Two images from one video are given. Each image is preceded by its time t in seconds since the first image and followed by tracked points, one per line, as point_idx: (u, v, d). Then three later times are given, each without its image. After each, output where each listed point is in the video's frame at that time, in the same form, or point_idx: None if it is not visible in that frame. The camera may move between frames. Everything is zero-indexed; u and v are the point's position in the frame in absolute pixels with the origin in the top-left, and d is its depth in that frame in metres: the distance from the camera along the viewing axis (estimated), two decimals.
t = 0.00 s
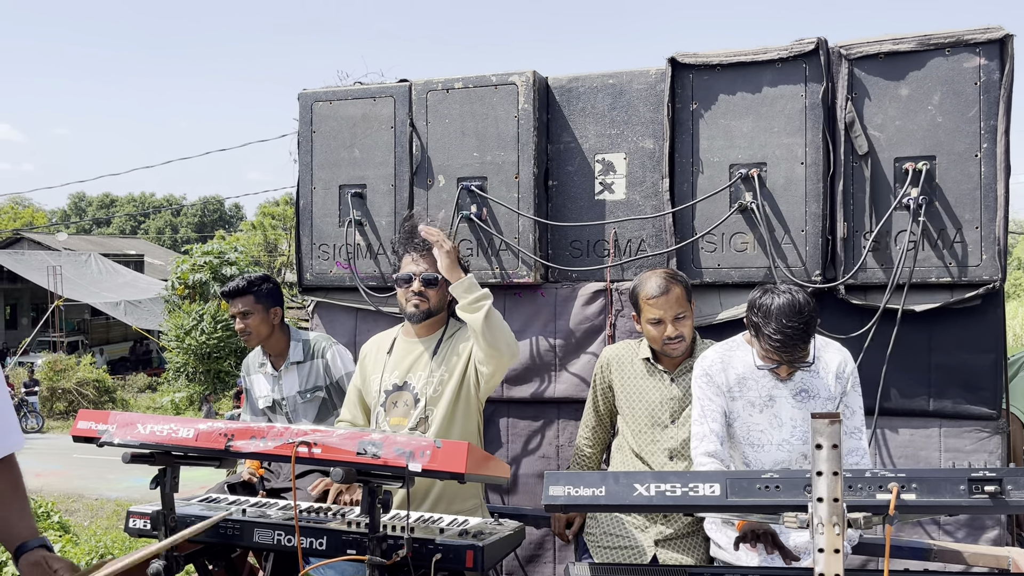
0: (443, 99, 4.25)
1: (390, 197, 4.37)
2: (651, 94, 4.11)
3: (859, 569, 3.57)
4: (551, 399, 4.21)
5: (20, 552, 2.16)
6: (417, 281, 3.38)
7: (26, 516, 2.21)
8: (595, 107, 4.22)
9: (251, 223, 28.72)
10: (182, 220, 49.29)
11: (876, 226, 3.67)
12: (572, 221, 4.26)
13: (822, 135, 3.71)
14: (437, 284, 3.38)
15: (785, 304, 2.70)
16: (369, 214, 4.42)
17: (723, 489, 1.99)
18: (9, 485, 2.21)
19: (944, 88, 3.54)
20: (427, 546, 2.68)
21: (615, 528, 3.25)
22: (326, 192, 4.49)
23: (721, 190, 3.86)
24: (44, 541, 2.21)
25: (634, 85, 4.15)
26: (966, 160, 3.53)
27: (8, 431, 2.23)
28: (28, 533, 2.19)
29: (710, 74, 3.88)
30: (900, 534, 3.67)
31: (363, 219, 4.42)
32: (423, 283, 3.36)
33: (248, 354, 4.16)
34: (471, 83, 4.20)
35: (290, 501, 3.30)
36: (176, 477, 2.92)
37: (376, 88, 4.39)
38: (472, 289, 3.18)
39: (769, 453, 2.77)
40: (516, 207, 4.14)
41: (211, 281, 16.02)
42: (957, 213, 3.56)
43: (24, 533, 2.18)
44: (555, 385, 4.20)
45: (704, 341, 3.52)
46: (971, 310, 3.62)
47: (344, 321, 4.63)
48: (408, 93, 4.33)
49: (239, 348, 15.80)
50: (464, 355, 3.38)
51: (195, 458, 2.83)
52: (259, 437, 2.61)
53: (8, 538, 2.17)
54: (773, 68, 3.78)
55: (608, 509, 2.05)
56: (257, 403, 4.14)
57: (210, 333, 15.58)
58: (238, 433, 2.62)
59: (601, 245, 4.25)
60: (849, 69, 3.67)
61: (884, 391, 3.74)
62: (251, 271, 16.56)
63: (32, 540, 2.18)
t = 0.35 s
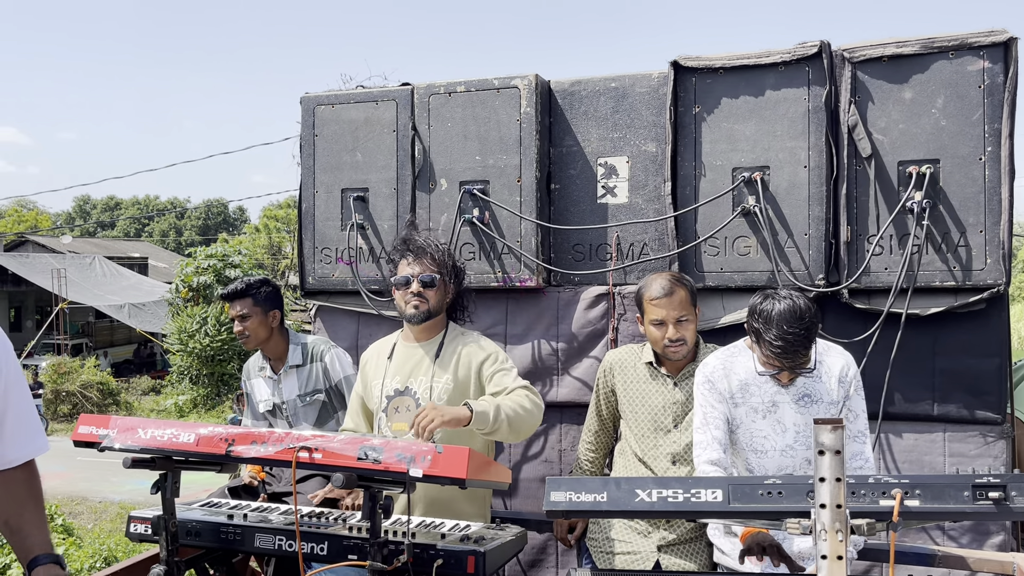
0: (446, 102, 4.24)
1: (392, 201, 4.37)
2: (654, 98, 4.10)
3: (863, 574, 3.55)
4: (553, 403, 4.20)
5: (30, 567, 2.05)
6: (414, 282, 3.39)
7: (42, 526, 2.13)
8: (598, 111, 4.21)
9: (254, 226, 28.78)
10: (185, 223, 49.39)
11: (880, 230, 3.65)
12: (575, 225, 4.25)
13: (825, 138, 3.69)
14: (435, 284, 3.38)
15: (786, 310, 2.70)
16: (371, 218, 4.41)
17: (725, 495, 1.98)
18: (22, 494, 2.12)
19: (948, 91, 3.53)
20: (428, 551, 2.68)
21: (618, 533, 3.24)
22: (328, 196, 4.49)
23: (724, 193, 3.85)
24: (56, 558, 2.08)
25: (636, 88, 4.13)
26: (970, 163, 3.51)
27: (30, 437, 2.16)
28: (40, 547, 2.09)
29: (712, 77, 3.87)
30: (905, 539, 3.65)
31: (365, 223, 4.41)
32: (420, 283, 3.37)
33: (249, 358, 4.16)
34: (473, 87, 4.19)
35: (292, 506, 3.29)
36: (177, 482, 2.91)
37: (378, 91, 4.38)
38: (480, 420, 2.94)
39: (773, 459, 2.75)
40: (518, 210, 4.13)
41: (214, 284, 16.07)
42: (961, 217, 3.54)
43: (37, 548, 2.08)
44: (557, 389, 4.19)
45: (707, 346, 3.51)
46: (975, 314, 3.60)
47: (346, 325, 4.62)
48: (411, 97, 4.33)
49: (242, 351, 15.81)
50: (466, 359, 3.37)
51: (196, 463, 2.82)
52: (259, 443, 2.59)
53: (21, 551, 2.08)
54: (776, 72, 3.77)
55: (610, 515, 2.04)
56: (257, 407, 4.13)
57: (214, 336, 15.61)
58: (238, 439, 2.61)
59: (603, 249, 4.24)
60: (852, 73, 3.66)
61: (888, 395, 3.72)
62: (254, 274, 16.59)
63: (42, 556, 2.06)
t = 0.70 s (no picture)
0: (454, 103, 4.25)
1: (401, 201, 4.37)
2: (663, 97, 4.09)
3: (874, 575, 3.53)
4: (562, 403, 4.19)
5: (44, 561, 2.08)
6: (422, 275, 3.40)
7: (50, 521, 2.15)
8: (607, 110, 4.20)
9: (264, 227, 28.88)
10: (196, 225, 49.61)
11: (891, 229, 3.63)
12: (584, 225, 4.25)
13: (836, 137, 3.67)
14: (443, 279, 3.38)
15: (797, 303, 2.71)
16: (380, 218, 4.41)
17: (736, 495, 1.97)
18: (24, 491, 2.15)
19: (960, 90, 3.51)
20: (437, 551, 2.67)
21: (627, 533, 3.24)
22: (338, 197, 4.50)
23: (733, 193, 3.83)
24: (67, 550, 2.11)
25: (645, 88, 4.13)
26: (982, 162, 3.49)
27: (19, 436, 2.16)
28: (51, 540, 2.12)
29: (722, 76, 3.86)
30: (916, 540, 3.63)
31: (374, 223, 4.41)
32: (429, 277, 3.38)
33: (258, 359, 4.16)
34: (482, 87, 4.19)
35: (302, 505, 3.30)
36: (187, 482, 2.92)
37: (387, 92, 4.39)
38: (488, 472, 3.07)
39: (785, 459, 2.74)
40: (527, 210, 4.12)
41: (225, 285, 16.17)
42: (973, 216, 3.52)
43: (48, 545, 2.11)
44: (566, 390, 4.19)
45: (716, 346, 3.50)
46: (987, 313, 3.58)
47: (355, 325, 4.63)
48: (419, 97, 4.33)
49: (253, 352, 15.87)
50: (476, 360, 3.38)
51: (206, 462, 2.83)
52: (269, 442, 2.60)
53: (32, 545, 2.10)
54: (786, 70, 3.76)
55: (619, 515, 2.03)
56: (266, 408, 4.14)
57: (224, 337, 15.69)
58: (248, 438, 2.61)
59: (613, 249, 4.23)
60: (863, 71, 3.64)
61: (899, 395, 3.70)
62: (264, 275, 16.65)
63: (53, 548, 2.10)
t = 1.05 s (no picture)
0: (471, 102, 4.26)
1: (419, 201, 4.39)
2: (680, 95, 4.08)
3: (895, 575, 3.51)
4: (580, 402, 4.20)
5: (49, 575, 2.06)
6: (442, 277, 3.42)
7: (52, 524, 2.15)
8: (624, 108, 4.20)
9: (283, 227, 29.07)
10: (216, 225, 50.03)
11: (911, 227, 3.60)
12: (601, 223, 4.25)
13: (854, 134, 3.65)
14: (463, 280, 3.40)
15: (811, 295, 2.70)
16: (398, 217, 4.44)
17: (754, 494, 1.97)
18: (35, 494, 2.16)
19: (981, 85, 3.48)
20: (456, 549, 2.69)
21: (644, 531, 3.24)
22: (356, 197, 4.52)
23: (751, 190, 3.82)
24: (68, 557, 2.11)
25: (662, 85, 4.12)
26: (1004, 158, 3.46)
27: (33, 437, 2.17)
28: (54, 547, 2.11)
29: (740, 74, 3.84)
30: (937, 539, 3.61)
31: (392, 223, 4.44)
32: (449, 279, 3.39)
33: (280, 357, 4.20)
34: (499, 86, 4.20)
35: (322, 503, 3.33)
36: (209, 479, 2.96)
37: (405, 92, 4.41)
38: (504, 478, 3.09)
39: (800, 456, 2.74)
40: (544, 209, 4.13)
41: (245, 284, 16.36)
42: (994, 213, 3.49)
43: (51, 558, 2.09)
44: (584, 388, 4.19)
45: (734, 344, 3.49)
46: (1009, 311, 3.54)
47: (373, 324, 4.66)
48: (437, 97, 4.35)
49: (272, 351, 15.99)
50: (494, 359, 3.39)
51: (227, 460, 2.86)
52: (289, 440, 2.62)
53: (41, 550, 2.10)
54: (804, 67, 3.74)
55: (638, 513, 2.03)
56: (288, 405, 4.18)
57: (244, 336, 15.83)
58: (269, 436, 2.64)
59: (630, 247, 4.23)
60: (882, 67, 3.61)
61: (920, 394, 3.68)
62: (284, 274, 16.76)
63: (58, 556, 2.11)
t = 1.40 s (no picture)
0: (480, 102, 4.27)
1: (427, 201, 4.39)
2: (689, 94, 4.07)
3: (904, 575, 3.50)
4: (588, 401, 4.20)
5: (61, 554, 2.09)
6: (451, 280, 3.42)
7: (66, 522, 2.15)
8: (632, 108, 4.19)
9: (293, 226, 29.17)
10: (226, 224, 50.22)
11: (921, 225, 3.58)
12: (609, 222, 4.25)
13: (864, 133, 3.64)
14: (472, 280, 3.40)
15: (817, 287, 2.69)
16: (406, 217, 4.45)
17: (762, 493, 1.97)
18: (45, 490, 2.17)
19: (991, 83, 3.46)
20: (463, 547, 2.69)
21: (652, 530, 3.24)
22: (364, 196, 4.54)
23: (760, 189, 3.81)
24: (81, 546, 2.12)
25: (670, 84, 4.11)
26: (1015, 157, 3.43)
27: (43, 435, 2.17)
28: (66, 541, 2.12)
29: (748, 73, 3.83)
30: (947, 539, 3.59)
31: (401, 222, 4.45)
32: (458, 283, 3.39)
33: (290, 355, 4.20)
34: (507, 85, 4.21)
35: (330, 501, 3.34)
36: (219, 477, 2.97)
37: (413, 91, 4.42)
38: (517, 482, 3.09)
39: (806, 454, 2.73)
40: (552, 209, 4.13)
41: (255, 283, 16.36)
42: (1005, 211, 3.47)
43: (71, 541, 2.12)
44: (591, 387, 4.19)
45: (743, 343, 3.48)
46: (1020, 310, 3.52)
47: (381, 323, 4.68)
48: (445, 96, 4.35)
49: (282, 350, 16.05)
50: (503, 359, 3.40)
51: (236, 459, 2.88)
52: (298, 438, 2.63)
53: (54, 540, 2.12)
54: (813, 66, 3.72)
55: (645, 512, 2.04)
56: (298, 404, 4.19)
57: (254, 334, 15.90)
58: (277, 435, 2.65)
59: (638, 247, 4.22)
60: (892, 66, 3.59)
61: (929, 394, 3.66)
62: (293, 273, 16.82)
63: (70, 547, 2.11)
